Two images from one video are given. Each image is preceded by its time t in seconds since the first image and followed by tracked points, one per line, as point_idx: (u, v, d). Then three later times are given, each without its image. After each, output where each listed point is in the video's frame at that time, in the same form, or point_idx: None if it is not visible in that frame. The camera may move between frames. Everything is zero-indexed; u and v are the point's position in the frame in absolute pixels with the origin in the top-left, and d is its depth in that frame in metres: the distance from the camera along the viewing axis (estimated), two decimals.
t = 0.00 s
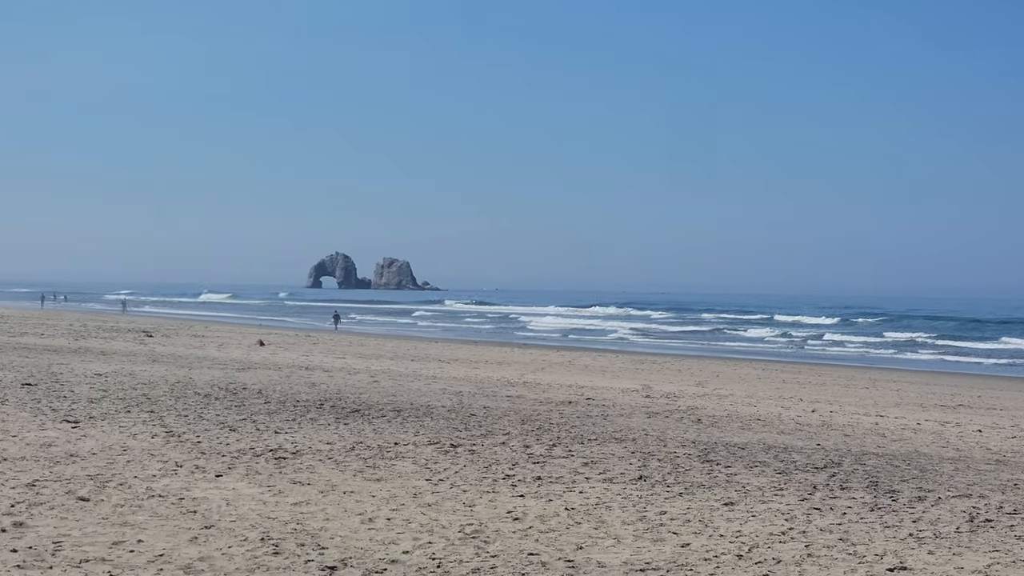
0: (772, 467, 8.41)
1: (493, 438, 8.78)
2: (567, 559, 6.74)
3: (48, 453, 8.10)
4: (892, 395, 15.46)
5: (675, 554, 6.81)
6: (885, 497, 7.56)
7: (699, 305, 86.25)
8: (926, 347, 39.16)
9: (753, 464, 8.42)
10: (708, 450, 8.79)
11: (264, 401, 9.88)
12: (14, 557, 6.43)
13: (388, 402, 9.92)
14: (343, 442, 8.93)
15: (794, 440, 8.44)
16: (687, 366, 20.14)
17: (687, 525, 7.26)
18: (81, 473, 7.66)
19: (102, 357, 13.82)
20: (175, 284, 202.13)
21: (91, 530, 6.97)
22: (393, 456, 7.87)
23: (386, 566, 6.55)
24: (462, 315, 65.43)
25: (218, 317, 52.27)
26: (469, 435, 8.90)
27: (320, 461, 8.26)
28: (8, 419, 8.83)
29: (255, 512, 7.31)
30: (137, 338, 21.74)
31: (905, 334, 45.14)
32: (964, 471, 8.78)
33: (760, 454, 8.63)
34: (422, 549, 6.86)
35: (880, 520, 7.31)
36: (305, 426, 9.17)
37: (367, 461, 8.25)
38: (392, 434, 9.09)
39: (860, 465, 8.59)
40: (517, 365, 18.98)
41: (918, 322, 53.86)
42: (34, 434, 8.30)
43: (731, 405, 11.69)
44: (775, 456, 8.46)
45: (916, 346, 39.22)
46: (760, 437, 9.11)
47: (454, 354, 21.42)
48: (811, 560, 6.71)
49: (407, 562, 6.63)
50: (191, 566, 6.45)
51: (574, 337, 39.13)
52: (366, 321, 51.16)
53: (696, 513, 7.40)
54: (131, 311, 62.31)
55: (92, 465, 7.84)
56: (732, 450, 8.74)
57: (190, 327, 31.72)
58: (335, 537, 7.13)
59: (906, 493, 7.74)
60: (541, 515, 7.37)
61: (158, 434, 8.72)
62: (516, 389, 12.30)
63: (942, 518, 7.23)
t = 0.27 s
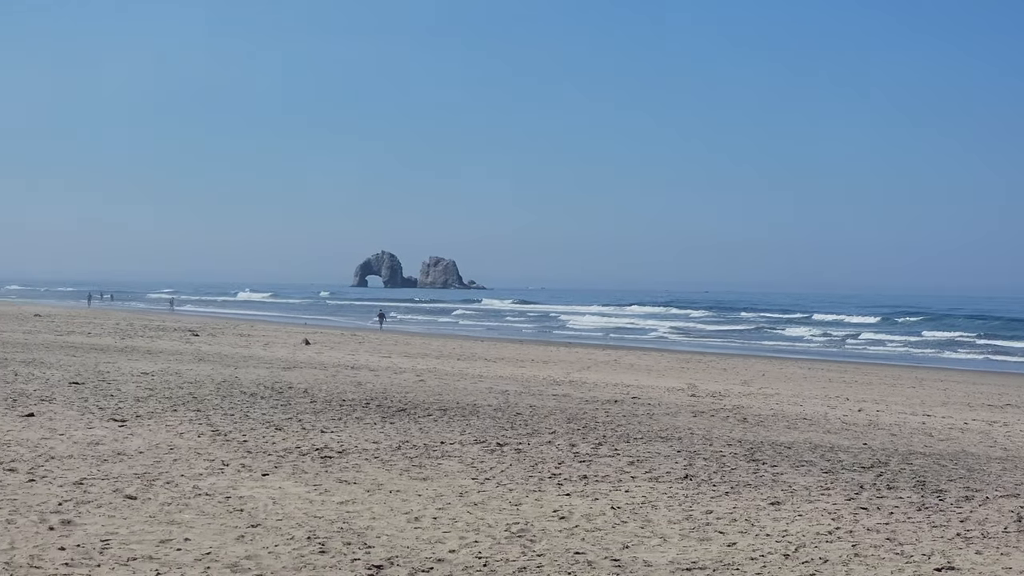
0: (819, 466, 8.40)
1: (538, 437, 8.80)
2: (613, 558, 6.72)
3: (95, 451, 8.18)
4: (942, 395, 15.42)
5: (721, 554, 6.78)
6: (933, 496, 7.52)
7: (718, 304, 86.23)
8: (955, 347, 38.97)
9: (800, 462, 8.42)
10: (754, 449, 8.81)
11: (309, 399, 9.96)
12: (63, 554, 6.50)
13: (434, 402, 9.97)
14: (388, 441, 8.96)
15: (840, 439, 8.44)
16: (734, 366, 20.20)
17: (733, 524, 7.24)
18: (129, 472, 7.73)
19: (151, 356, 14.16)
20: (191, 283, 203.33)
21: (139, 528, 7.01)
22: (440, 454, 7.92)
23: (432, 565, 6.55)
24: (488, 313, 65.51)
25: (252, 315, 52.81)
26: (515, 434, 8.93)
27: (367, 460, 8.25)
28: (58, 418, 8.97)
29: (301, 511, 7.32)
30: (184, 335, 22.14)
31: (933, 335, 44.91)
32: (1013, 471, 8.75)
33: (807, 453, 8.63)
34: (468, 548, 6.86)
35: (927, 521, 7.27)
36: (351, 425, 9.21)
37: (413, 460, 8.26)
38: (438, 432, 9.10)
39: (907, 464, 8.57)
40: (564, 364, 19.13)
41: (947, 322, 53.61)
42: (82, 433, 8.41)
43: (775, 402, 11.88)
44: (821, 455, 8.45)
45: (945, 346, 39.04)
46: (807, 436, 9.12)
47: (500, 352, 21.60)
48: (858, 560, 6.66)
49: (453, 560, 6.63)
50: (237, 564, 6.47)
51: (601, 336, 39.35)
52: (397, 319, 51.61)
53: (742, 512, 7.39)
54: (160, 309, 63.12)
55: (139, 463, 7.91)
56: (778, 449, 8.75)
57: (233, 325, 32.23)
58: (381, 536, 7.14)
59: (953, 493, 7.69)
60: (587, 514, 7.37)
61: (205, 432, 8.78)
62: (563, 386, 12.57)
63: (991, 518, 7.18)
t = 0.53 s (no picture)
0: (860, 470, 8.40)
1: (578, 440, 8.83)
2: (654, 561, 6.71)
3: (137, 454, 8.25)
4: (985, 400, 15.42)
5: (762, 557, 6.76)
6: (974, 501, 7.50)
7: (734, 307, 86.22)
8: (980, 349, 38.84)
9: (840, 466, 8.42)
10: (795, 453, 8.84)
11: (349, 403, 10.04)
12: (105, 557, 6.53)
13: (473, 405, 10.04)
14: (428, 445, 8.98)
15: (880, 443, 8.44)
16: (774, 369, 20.27)
17: (774, 528, 7.23)
18: (170, 474, 7.78)
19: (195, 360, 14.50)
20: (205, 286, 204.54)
21: (180, 531, 7.03)
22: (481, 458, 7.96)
23: (473, 568, 6.55)
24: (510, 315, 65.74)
25: (281, 318, 53.45)
26: (555, 437, 8.97)
27: (407, 464, 8.27)
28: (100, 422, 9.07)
29: (342, 514, 7.33)
30: (225, 338, 22.56)
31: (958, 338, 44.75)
32: None
33: (847, 457, 8.65)
34: (508, 551, 6.86)
35: (969, 525, 7.23)
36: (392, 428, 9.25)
37: (453, 463, 8.27)
38: (479, 436, 9.13)
39: (949, 468, 8.56)
40: (605, 367, 19.28)
41: (973, 325, 53.45)
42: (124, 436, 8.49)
43: (814, 406, 12.15)
44: (862, 459, 8.44)
45: (970, 349, 38.93)
46: (847, 440, 9.18)
47: (540, 356, 21.81)
48: (899, 563, 6.62)
49: (494, 564, 6.63)
50: (279, 567, 6.47)
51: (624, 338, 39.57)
52: (424, 322, 52.17)
53: (783, 515, 7.38)
54: (186, 311, 63.91)
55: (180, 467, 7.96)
56: (818, 453, 8.77)
57: (268, 328, 32.79)
58: (422, 539, 7.14)
59: (994, 498, 7.66)
60: (628, 518, 7.36)
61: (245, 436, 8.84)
62: (603, 390, 12.89)
63: None
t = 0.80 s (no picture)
0: (898, 473, 8.39)
1: (617, 443, 8.85)
2: (692, 565, 6.69)
3: (175, 457, 8.29)
4: None
5: (800, 561, 6.73)
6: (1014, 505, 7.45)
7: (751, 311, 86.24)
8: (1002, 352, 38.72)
9: (879, 470, 8.42)
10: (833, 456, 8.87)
11: (388, 406, 10.10)
12: (144, 560, 6.56)
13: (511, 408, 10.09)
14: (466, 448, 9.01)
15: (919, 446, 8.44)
16: (812, 373, 20.33)
17: (812, 532, 7.20)
18: (207, 478, 7.81)
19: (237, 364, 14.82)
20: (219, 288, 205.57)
21: (218, 534, 7.04)
22: (520, 461, 7.99)
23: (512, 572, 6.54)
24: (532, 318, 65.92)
25: (310, 321, 54.03)
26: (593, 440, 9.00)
27: (445, 467, 8.28)
28: (139, 425, 9.15)
29: (380, 517, 7.34)
30: (263, 341, 22.92)
31: (981, 341, 44.62)
32: None
33: (885, 461, 8.66)
34: (546, 555, 6.85)
35: (1008, 529, 7.19)
36: (429, 430, 9.28)
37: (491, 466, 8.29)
38: (516, 439, 9.15)
39: (989, 472, 8.53)
40: (642, 370, 19.43)
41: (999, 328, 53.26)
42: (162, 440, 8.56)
43: (853, 410, 12.31)
44: (901, 463, 8.43)
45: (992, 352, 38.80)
46: (885, 444, 9.23)
47: (576, 359, 22.02)
48: (938, 567, 6.58)
49: (533, 567, 6.62)
50: (318, 570, 6.46)
51: (646, 341, 39.75)
52: (449, 325, 52.63)
53: (822, 519, 7.36)
54: (210, 314, 64.57)
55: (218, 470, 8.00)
56: (857, 456, 8.79)
57: (301, 331, 33.26)
58: (460, 542, 7.14)
59: None
60: (666, 521, 7.35)
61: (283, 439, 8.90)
62: (640, 392, 13.18)
63: None
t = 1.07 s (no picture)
0: (935, 476, 8.39)
1: (652, 445, 8.91)
2: (729, 567, 6.66)
3: (212, 459, 8.35)
4: None
5: (837, 563, 6.69)
6: None
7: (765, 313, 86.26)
8: None
9: (915, 472, 8.43)
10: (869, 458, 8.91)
11: (424, 410, 10.21)
12: (181, 562, 6.56)
13: (547, 411, 10.19)
14: (502, 450, 9.03)
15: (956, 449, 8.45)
16: (847, 375, 20.40)
17: (849, 534, 7.18)
18: (244, 480, 7.86)
19: (277, 368, 15.14)
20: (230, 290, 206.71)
21: (255, 537, 7.04)
22: (556, 464, 8.05)
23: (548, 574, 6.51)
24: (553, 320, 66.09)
25: (338, 323, 54.63)
26: (629, 443, 9.06)
27: (481, 470, 8.31)
28: (176, 428, 9.23)
29: (416, 519, 7.36)
30: (301, 344, 23.30)
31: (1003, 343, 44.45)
32: None
33: (922, 463, 8.68)
34: (582, 557, 6.82)
35: None
36: (465, 434, 9.34)
37: (527, 469, 8.31)
38: (552, 441, 9.18)
39: None
40: (677, 372, 19.60)
41: None
42: (199, 443, 8.63)
43: (889, 412, 12.44)
44: (937, 466, 8.42)
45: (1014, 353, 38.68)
46: (923, 446, 9.27)
47: (609, 361, 22.23)
48: (977, 570, 6.54)
49: (569, 569, 6.61)
50: (356, 572, 6.45)
51: (666, 342, 39.95)
52: (473, 327, 53.15)
53: (858, 522, 7.35)
54: (230, 315, 65.15)
55: (254, 472, 8.04)
56: (893, 458, 8.82)
57: (333, 333, 33.74)
58: (496, 545, 7.13)
59: None
60: (702, 524, 7.35)
61: (319, 442, 8.93)
62: (675, 394, 13.44)
63: None
